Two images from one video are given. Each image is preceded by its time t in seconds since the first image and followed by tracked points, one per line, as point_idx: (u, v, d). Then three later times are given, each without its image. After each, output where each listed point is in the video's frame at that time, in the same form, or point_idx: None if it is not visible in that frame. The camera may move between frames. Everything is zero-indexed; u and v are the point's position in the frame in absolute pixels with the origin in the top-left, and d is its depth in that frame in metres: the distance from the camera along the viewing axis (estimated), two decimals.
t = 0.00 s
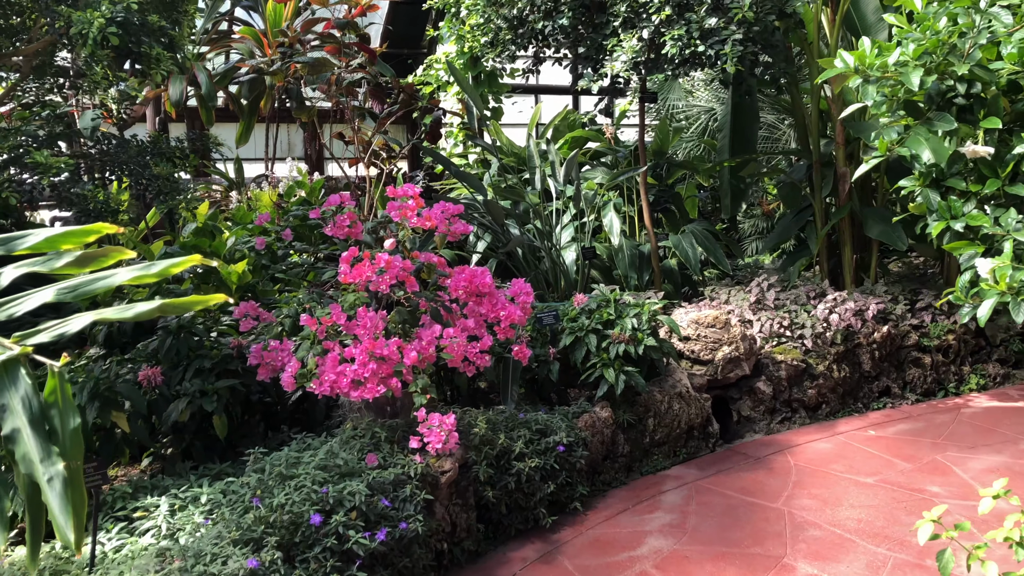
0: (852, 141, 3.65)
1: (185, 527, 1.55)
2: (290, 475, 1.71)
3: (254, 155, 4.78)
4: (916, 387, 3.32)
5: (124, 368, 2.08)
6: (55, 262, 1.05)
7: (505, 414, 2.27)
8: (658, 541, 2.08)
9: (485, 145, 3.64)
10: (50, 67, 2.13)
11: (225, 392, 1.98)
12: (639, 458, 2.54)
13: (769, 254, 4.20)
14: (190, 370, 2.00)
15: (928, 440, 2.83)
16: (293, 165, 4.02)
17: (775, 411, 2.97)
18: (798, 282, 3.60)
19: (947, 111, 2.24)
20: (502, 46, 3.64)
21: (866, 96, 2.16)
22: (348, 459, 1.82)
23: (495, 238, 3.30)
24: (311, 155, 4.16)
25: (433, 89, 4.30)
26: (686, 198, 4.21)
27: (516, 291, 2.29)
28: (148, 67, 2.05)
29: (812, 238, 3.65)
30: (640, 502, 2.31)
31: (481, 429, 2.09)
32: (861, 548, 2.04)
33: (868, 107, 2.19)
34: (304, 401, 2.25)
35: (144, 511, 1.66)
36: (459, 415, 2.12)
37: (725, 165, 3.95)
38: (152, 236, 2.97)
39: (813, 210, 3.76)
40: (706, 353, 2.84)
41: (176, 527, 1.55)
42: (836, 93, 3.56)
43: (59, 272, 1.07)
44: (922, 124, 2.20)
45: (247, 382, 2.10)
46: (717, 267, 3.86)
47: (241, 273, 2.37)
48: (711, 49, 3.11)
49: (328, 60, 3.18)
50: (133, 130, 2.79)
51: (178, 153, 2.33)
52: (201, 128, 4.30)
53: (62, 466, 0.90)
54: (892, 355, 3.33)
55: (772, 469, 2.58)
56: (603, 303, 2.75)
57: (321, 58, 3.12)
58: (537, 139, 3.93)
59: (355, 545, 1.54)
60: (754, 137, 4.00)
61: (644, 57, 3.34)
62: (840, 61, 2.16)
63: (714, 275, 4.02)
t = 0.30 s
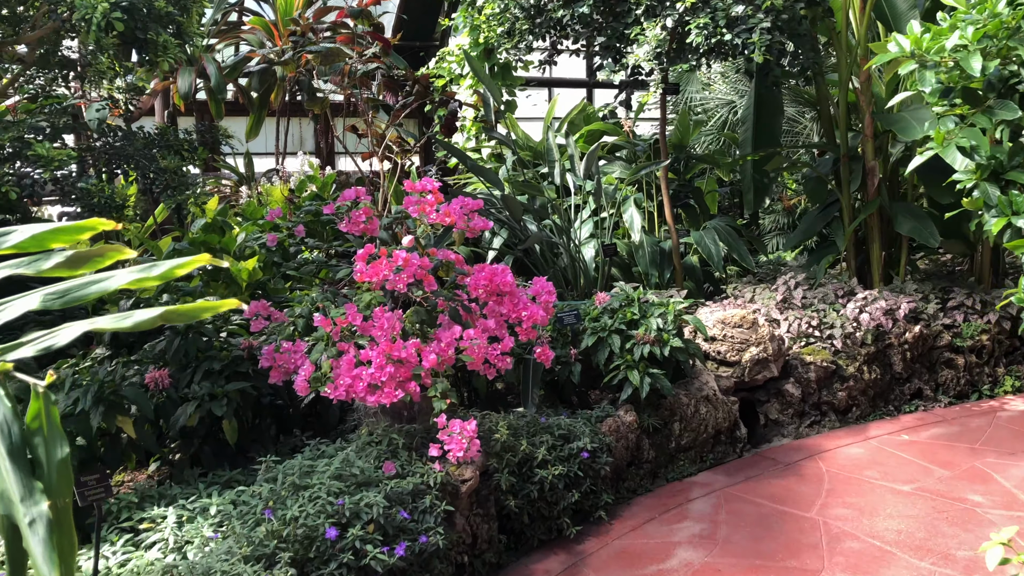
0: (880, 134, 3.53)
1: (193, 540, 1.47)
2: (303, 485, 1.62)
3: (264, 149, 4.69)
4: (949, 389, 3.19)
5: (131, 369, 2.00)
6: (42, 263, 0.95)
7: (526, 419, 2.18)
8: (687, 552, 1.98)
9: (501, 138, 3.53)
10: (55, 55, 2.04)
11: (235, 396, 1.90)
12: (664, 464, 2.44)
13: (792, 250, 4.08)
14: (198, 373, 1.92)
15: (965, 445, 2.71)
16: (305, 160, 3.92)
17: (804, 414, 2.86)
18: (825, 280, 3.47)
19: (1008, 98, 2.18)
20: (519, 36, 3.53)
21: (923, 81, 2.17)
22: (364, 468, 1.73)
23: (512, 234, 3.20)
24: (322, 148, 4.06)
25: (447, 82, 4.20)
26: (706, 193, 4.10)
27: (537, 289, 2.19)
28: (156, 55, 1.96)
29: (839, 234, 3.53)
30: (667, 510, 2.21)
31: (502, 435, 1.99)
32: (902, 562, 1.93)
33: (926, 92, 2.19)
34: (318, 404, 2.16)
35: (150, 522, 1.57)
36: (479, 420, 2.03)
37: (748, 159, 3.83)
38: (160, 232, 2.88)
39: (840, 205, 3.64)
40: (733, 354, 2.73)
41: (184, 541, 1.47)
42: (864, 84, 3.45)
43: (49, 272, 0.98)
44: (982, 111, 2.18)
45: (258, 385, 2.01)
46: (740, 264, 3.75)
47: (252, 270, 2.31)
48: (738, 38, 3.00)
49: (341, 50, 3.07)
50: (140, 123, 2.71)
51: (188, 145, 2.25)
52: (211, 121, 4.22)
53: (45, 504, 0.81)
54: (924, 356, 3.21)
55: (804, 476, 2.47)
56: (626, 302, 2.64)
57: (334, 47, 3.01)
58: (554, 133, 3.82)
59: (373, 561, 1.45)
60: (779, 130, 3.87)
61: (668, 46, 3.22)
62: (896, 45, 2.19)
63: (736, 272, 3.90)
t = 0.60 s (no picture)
0: (906, 128, 3.41)
1: (193, 559, 1.38)
2: (310, 498, 1.53)
3: (269, 143, 4.60)
4: (978, 393, 3.08)
5: (131, 373, 1.92)
6: None
7: (542, 425, 2.08)
8: (713, 567, 1.88)
9: (513, 132, 3.42)
10: (52, 45, 1.95)
11: (238, 402, 1.82)
12: (685, 471, 2.34)
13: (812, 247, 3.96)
14: (200, 378, 1.84)
15: (999, 452, 2.59)
16: (311, 153, 3.82)
17: (828, 418, 2.75)
18: (847, 278, 3.36)
19: None
20: (532, 26, 3.42)
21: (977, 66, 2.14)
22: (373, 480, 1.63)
23: (525, 231, 3.10)
24: (329, 142, 3.97)
25: (456, 75, 4.09)
26: (723, 188, 3.98)
27: (554, 289, 2.09)
28: (157, 44, 1.87)
29: (863, 231, 3.40)
30: (690, 520, 2.12)
31: (518, 443, 1.89)
32: None
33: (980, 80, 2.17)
34: (324, 409, 2.07)
35: (149, 538, 1.49)
36: (494, 427, 1.93)
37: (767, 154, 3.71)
38: (163, 229, 2.80)
39: (862, 201, 3.52)
40: (756, 356, 2.63)
41: (182, 560, 1.38)
42: (889, 75, 3.33)
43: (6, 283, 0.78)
44: None
45: (263, 390, 1.92)
46: (759, 262, 3.63)
47: (257, 268, 2.27)
48: (761, 27, 2.88)
49: (348, 38, 2.94)
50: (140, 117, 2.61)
51: (192, 139, 2.16)
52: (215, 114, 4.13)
53: None
54: (952, 358, 3.10)
55: (831, 484, 2.36)
56: (645, 302, 2.55)
57: (341, 35, 2.88)
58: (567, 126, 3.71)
59: None
60: (800, 123, 3.75)
61: (688, 36, 3.11)
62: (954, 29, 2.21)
63: (755, 270, 3.78)
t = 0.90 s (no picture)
0: (924, 121, 3.31)
1: None
2: (307, 515, 1.44)
3: (269, 138, 4.50)
4: (1000, 396, 2.97)
5: (120, 378, 1.83)
6: None
7: (551, 433, 1.99)
8: None
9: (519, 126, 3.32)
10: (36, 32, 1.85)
11: (232, 409, 1.73)
12: (699, 479, 2.25)
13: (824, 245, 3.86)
14: (192, 384, 1.74)
15: None
16: (310, 148, 3.72)
17: (846, 422, 2.65)
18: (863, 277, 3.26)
19: None
20: (539, 16, 3.31)
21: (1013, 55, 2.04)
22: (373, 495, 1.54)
23: (531, 229, 3.00)
24: (329, 137, 3.87)
25: (460, 68, 3.99)
26: (734, 184, 3.88)
27: (563, 291, 1.99)
28: (146, 32, 1.77)
29: (879, 228, 3.30)
30: (706, 531, 2.02)
31: (526, 453, 1.80)
32: None
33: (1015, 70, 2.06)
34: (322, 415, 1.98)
35: (135, 557, 1.39)
36: (500, 436, 1.84)
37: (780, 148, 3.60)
38: (157, 226, 2.70)
39: (879, 197, 3.41)
40: (771, 359, 2.53)
41: None
42: (907, 67, 3.22)
43: None
44: None
45: (258, 396, 1.83)
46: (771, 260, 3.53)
47: (253, 267, 2.16)
48: (777, 16, 2.78)
49: (349, 27, 2.82)
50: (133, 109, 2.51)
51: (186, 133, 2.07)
52: (212, 108, 4.03)
53: None
54: (973, 360, 2.99)
55: (852, 493, 2.25)
56: (657, 303, 2.45)
57: (341, 25, 2.77)
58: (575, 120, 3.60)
59: None
60: (814, 117, 3.64)
61: (700, 26, 3.00)
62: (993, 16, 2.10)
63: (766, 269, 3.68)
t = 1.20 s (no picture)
0: (939, 117, 3.20)
1: None
2: (293, 536, 1.35)
3: (265, 134, 4.41)
4: (1019, 401, 2.87)
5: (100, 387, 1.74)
6: None
7: (553, 443, 1.90)
8: None
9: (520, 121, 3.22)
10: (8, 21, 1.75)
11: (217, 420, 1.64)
12: (708, 490, 2.15)
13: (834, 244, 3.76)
14: (175, 393, 1.66)
15: None
16: (306, 144, 3.62)
17: (860, 429, 2.54)
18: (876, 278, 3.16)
19: None
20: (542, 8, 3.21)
21: None
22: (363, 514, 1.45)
23: (534, 228, 2.90)
24: (326, 133, 3.77)
25: (460, 62, 3.88)
26: (741, 181, 3.78)
27: (567, 294, 1.89)
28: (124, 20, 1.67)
29: (893, 227, 3.19)
30: (716, 546, 1.91)
31: (527, 466, 1.71)
32: None
33: None
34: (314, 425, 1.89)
35: None
36: (500, 447, 1.74)
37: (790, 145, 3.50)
38: (146, 225, 2.62)
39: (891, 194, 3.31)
40: (783, 363, 2.43)
41: None
42: (922, 60, 3.10)
43: None
44: None
45: (245, 406, 1.74)
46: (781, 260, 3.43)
47: (245, 268, 2.10)
48: (788, 7, 2.67)
49: (344, 18, 2.72)
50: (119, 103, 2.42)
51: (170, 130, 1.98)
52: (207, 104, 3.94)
53: None
54: (990, 363, 2.89)
55: (868, 505, 2.14)
56: (664, 306, 2.35)
57: (335, 16, 2.66)
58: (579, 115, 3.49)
59: None
60: (824, 113, 3.52)
61: (708, 17, 2.90)
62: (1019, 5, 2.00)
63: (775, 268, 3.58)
